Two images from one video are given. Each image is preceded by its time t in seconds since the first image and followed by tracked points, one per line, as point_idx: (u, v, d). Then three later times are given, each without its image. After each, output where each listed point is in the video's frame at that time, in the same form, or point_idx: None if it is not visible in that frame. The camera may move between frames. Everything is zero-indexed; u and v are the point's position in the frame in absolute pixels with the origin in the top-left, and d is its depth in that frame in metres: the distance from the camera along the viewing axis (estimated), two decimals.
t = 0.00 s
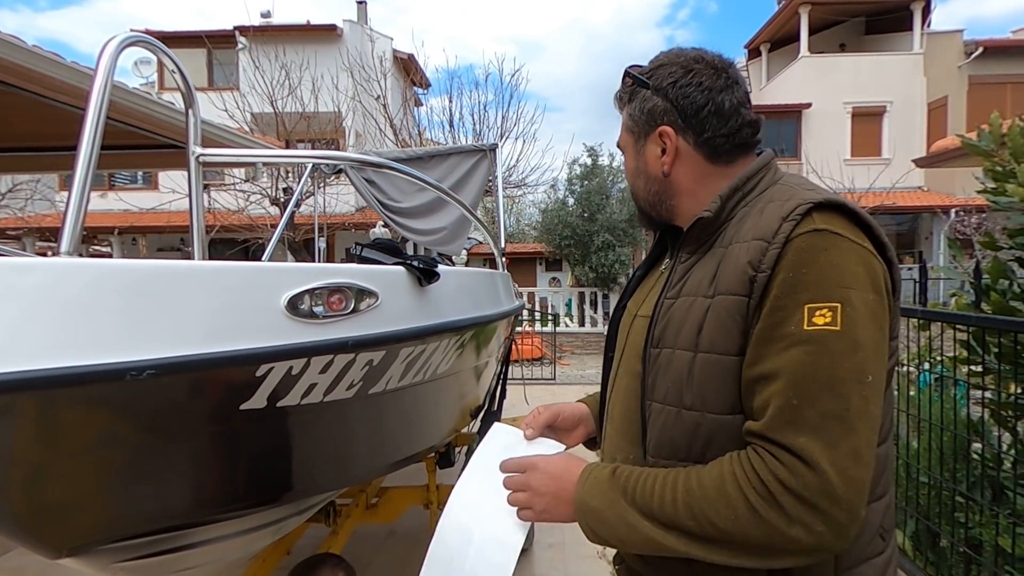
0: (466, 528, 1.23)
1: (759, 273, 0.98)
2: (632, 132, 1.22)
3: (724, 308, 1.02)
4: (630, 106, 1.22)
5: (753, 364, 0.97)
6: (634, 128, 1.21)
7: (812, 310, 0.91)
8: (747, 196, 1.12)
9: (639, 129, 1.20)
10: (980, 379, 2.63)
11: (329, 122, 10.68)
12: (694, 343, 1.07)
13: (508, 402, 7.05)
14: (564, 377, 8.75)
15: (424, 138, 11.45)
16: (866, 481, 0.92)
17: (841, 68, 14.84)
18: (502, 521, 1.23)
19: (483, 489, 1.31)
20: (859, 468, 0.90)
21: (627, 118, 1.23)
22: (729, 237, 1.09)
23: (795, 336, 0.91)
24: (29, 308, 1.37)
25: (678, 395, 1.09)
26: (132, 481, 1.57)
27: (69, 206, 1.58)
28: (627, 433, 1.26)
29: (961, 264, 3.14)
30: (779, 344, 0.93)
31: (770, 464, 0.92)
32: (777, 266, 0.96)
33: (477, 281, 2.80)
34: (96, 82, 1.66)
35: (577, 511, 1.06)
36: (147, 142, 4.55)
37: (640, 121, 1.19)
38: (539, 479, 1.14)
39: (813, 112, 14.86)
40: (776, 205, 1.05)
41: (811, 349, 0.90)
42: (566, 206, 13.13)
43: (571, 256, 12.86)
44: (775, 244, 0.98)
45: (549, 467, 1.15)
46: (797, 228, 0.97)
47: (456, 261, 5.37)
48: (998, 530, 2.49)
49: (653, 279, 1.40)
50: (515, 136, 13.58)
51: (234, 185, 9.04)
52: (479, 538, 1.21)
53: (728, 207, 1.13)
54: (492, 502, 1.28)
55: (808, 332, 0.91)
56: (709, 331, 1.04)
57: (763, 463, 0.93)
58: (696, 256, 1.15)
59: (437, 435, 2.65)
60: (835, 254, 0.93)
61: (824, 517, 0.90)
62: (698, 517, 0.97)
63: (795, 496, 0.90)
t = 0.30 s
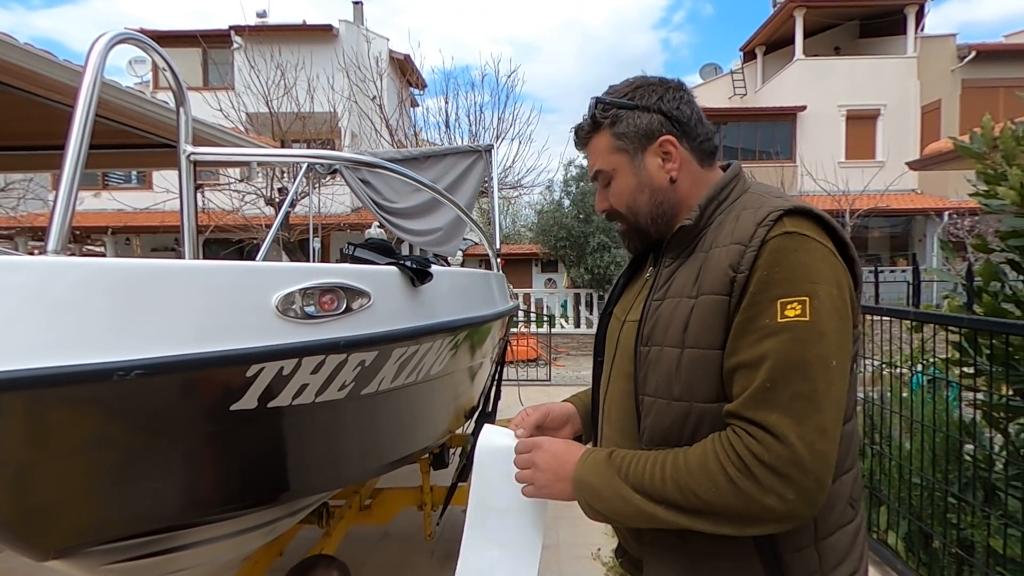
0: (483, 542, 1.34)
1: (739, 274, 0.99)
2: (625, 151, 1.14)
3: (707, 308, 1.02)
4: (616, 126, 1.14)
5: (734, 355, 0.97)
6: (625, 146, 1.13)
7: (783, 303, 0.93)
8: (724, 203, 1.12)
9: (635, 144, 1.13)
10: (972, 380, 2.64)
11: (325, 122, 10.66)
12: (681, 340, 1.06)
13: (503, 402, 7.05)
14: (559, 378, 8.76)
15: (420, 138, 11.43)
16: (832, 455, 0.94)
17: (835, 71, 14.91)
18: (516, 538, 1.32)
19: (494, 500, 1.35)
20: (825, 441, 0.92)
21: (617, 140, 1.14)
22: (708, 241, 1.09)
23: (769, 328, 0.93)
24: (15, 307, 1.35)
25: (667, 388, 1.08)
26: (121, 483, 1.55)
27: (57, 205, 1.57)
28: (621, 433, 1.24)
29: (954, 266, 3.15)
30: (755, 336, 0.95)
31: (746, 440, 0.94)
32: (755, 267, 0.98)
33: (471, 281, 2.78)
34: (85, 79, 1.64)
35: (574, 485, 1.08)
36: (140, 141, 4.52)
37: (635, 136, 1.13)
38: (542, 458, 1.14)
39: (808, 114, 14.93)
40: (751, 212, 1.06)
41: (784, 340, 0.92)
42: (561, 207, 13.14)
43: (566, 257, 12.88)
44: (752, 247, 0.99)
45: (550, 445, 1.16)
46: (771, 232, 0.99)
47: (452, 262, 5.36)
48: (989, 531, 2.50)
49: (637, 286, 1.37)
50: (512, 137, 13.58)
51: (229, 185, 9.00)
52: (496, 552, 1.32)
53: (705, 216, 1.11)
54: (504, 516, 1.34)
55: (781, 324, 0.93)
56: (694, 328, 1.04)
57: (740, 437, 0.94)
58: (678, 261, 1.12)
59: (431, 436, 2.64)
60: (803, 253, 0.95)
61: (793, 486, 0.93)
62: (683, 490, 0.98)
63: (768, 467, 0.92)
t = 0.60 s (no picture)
0: (482, 547, 1.35)
1: (726, 279, 1.00)
2: (614, 164, 1.11)
3: (697, 314, 1.02)
4: (605, 140, 1.11)
5: (726, 358, 0.98)
6: (615, 160, 1.11)
7: (769, 306, 0.94)
8: (704, 212, 1.13)
9: (625, 158, 1.11)
10: (950, 381, 2.69)
11: (311, 122, 10.59)
12: (671, 343, 1.06)
13: (490, 405, 7.04)
14: (546, 380, 8.77)
15: (407, 140, 11.39)
16: (819, 448, 0.96)
17: (818, 76, 15.13)
18: (515, 542, 1.34)
19: (491, 509, 1.35)
20: (814, 434, 0.95)
21: (606, 156, 1.11)
22: (691, 248, 1.09)
23: (760, 330, 0.94)
24: None
25: (661, 390, 1.07)
26: (98, 488, 1.53)
27: (32, 204, 1.54)
28: (607, 436, 1.23)
29: (933, 269, 3.21)
30: (744, 338, 0.96)
31: (742, 437, 0.94)
32: (741, 273, 0.99)
33: (456, 283, 2.77)
34: (62, 76, 1.61)
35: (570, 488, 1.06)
36: (120, 140, 4.45)
37: (625, 150, 1.11)
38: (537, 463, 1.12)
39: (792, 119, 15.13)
40: (731, 220, 1.07)
41: (775, 341, 0.93)
42: (549, 209, 13.17)
43: (553, 259, 12.91)
44: (737, 255, 1.00)
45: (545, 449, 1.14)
46: (754, 239, 1.00)
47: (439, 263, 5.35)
48: (966, 529, 2.55)
49: (619, 293, 1.38)
50: (499, 139, 13.59)
51: (213, 185, 8.90)
52: (496, 556, 1.34)
53: (686, 225, 1.12)
54: (502, 523, 1.34)
55: (769, 327, 0.94)
56: (685, 332, 1.04)
57: (737, 433, 0.95)
58: (663, 268, 1.12)
59: (417, 438, 2.63)
60: (784, 260, 0.97)
61: (788, 477, 0.94)
62: (685, 487, 0.98)
63: (766, 461, 0.93)
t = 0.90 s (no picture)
0: (443, 548, 1.33)
1: (696, 288, 1.00)
2: (592, 169, 1.09)
3: (668, 322, 1.02)
4: (583, 144, 1.09)
5: (697, 366, 0.98)
6: (593, 164, 1.09)
7: (739, 316, 0.95)
8: (671, 220, 1.12)
9: (603, 163, 1.10)
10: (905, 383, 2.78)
11: (281, 119, 10.39)
12: (642, 352, 1.05)
13: (461, 407, 7.00)
14: (517, 382, 8.77)
15: (379, 139, 11.26)
16: (787, 456, 0.97)
17: (784, 85, 15.54)
18: (476, 543, 1.32)
19: (451, 511, 1.33)
20: (782, 443, 0.96)
21: (584, 160, 1.09)
22: (661, 257, 1.09)
23: (730, 341, 0.94)
24: None
25: (632, 399, 1.07)
26: (46, 495, 1.46)
27: None
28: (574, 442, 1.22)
29: (890, 274, 3.32)
30: (714, 348, 0.96)
31: (715, 447, 0.94)
32: (712, 283, 0.99)
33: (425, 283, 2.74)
34: (9, 64, 1.54)
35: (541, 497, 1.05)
36: (76, 133, 4.28)
37: (603, 154, 1.10)
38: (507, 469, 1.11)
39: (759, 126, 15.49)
40: (700, 229, 1.07)
41: (745, 351, 0.93)
42: (522, 211, 13.19)
43: (526, 261, 12.92)
44: (707, 264, 1.00)
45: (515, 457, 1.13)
46: (723, 249, 1.00)
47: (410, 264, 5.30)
48: (920, 526, 2.64)
49: (585, 298, 1.37)
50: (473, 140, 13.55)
51: (177, 181, 8.64)
52: (457, 557, 1.33)
53: (656, 231, 1.11)
54: (462, 525, 1.33)
55: (739, 337, 0.94)
56: (656, 341, 1.03)
57: (710, 444, 0.95)
58: (633, 275, 1.11)
59: (384, 441, 2.59)
60: (753, 269, 0.98)
61: (758, 486, 0.95)
62: (657, 498, 0.98)
63: (738, 472, 0.94)
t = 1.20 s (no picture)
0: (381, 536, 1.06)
1: (685, 305, 0.90)
2: (581, 169, 1.01)
3: (655, 340, 0.92)
4: (575, 141, 1.01)
5: (692, 389, 0.88)
6: (583, 164, 1.01)
7: (737, 337, 0.86)
8: (654, 228, 1.03)
9: (595, 163, 1.02)
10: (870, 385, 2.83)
11: (248, 111, 10.13)
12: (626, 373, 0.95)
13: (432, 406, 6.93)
14: (489, 380, 8.73)
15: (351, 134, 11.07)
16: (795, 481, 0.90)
17: (754, 91, 15.85)
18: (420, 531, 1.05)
19: (398, 491, 1.09)
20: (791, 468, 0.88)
21: (575, 158, 1.01)
22: (645, 268, 0.99)
23: (728, 363, 0.85)
24: None
25: (618, 422, 0.95)
26: None
27: None
28: (545, 452, 1.18)
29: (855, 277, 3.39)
30: (709, 374, 0.86)
31: (731, 485, 0.84)
32: (701, 300, 0.89)
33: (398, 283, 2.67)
34: None
35: None
36: (28, 120, 4.07)
37: (595, 153, 1.01)
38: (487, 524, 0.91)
39: (729, 130, 15.77)
40: (687, 238, 0.98)
41: (742, 375, 0.85)
42: (495, 209, 13.15)
43: (499, 259, 12.88)
44: (696, 279, 0.91)
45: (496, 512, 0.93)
46: (712, 263, 0.91)
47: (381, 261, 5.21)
48: (884, 526, 2.69)
49: (560, 302, 1.34)
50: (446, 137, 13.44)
51: (139, 173, 8.34)
52: (396, 550, 1.04)
53: (639, 238, 1.03)
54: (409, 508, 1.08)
55: (739, 360, 0.85)
56: (642, 361, 0.93)
57: (723, 481, 0.84)
58: (615, 286, 1.01)
59: (353, 444, 2.52)
60: (748, 284, 0.89)
61: (776, 519, 0.86)
62: (673, 548, 0.85)
63: (759, 508, 0.83)
